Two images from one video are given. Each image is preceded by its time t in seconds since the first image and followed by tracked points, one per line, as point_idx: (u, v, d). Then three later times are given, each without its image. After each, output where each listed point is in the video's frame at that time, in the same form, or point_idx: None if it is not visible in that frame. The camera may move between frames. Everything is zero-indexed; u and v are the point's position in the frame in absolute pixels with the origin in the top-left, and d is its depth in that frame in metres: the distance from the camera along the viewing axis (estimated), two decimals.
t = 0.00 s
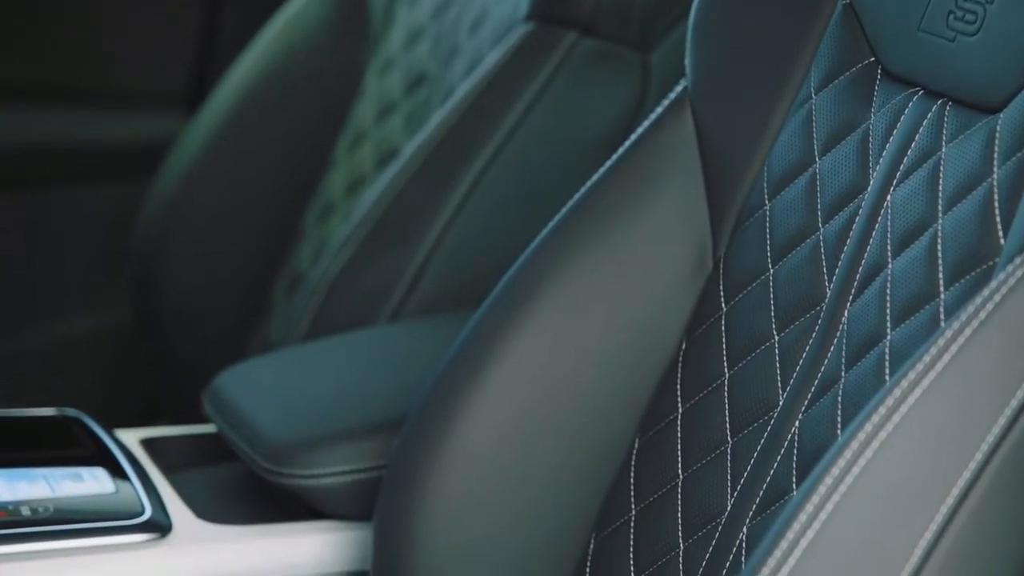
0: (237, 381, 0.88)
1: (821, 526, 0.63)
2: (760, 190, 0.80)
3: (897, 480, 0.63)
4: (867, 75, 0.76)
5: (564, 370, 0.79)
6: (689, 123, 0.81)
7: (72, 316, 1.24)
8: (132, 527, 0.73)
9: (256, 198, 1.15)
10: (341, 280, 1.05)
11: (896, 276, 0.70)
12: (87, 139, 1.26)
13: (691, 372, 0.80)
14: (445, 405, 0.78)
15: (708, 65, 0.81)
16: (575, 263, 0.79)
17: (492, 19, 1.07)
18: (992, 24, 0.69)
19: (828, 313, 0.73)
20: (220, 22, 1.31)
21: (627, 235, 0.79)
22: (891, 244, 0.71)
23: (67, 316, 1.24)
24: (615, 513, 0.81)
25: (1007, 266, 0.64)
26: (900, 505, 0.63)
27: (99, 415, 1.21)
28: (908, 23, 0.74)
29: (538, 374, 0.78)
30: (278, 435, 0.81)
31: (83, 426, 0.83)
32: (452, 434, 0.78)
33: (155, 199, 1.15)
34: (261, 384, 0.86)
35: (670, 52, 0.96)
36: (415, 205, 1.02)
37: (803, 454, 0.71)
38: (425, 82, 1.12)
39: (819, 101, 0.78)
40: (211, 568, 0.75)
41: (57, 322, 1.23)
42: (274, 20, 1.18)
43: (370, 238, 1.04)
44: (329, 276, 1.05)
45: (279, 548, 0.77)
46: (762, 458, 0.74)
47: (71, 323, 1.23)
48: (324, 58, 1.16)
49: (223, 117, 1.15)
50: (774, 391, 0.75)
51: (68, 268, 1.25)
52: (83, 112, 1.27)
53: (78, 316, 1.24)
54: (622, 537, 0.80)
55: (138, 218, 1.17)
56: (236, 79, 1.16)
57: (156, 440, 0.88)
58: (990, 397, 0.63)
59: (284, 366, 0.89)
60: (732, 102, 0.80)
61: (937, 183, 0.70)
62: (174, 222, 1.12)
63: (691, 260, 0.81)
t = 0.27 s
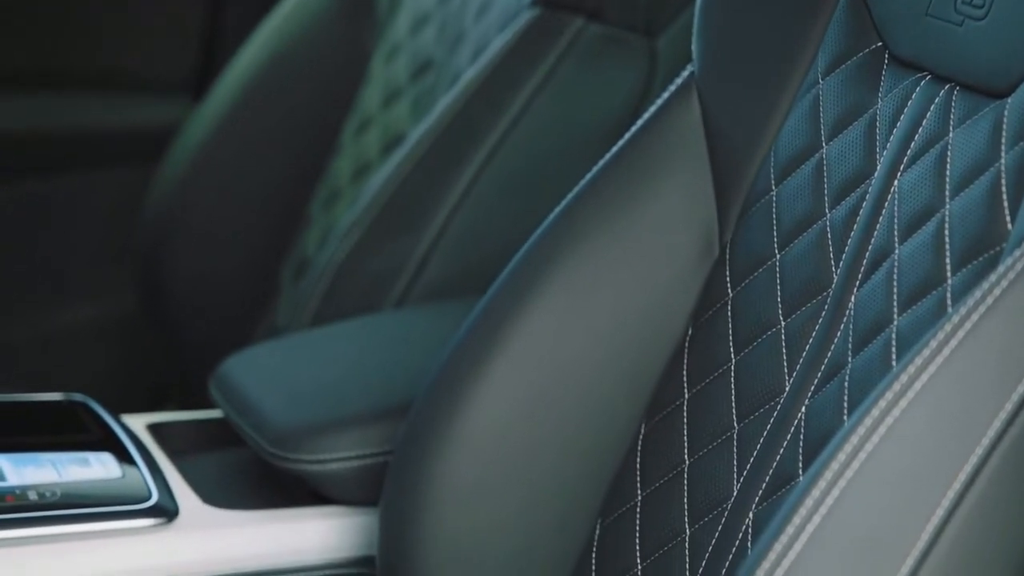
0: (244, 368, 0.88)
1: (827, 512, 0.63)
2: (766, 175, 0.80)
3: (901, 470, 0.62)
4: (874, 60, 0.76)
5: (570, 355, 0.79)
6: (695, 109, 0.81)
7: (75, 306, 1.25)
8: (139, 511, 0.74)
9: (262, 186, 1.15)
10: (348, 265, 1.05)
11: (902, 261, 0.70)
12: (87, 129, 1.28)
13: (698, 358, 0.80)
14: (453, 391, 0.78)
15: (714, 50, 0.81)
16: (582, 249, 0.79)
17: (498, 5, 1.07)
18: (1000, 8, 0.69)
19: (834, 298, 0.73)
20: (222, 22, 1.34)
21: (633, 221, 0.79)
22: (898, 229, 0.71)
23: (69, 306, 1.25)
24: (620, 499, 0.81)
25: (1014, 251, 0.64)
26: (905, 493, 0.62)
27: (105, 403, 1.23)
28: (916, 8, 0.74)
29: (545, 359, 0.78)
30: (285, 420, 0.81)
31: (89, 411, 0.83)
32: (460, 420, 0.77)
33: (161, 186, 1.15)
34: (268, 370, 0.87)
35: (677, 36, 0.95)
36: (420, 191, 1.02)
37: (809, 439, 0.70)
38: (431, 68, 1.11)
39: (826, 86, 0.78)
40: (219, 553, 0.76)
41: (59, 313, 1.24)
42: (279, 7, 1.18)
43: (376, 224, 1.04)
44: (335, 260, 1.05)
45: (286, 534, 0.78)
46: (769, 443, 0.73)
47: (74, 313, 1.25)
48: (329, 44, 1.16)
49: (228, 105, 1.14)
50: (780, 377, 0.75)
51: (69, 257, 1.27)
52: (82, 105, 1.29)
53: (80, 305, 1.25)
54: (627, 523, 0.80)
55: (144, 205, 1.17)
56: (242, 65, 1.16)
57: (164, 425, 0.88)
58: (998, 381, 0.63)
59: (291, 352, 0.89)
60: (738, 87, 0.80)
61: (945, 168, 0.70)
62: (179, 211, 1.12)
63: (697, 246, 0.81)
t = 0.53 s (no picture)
0: (251, 350, 0.88)
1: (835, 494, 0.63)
2: (774, 157, 0.80)
3: (911, 443, 0.63)
4: (883, 41, 0.76)
5: (577, 337, 0.79)
6: (703, 91, 0.81)
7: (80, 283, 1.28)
8: (148, 492, 0.74)
9: (269, 170, 1.15)
10: (354, 246, 1.04)
11: (911, 242, 0.70)
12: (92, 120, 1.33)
13: (705, 340, 0.80)
14: (460, 372, 0.78)
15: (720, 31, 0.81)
16: (590, 230, 0.79)
17: None
18: None
19: (842, 279, 0.73)
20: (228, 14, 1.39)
21: (640, 202, 0.79)
22: (907, 211, 0.71)
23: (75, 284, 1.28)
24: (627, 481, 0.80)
25: None
26: (915, 475, 0.63)
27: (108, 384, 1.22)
28: None
29: (553, 341, 0.78)
30: (292, 402, 0.81)
31: (97, 393, 0.84)
32: (466, 401, 0.77)
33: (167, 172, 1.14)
34: (275, 353, 0.87)
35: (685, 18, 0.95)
36: (429, 171, 1.02)
37: (816, 422, 0.70)
38: (438, 50, 1.11)
39: (834, 68, 0.77)
40: (227, 534, 0.76)
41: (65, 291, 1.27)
42: None
43: (384, 206, 1.03)
44: (342, 242, 1.05)
45: (294, 515, 0.78)
46: (776, 424, 0.73)
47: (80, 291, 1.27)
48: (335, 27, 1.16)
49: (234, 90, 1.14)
50: (788, 358, 0.74)
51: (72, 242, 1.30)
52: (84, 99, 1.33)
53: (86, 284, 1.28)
54: (634, 504, 0.79)
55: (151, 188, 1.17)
56: (248, 49, 1.16)
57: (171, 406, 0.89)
58: (1005, 361, 0.63)
59: (298, 335, 0.89)
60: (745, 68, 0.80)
61: (953, 149, 0.70)
62: (186, 195, 1.11)
63: (705, 227, 0.81)
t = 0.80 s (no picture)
0: (258, 332, 0.88)
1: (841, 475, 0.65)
2: (782, 138, 0.80)
3: (915, 425, 0.64)
4: (891, 22, 0.76)
5: (585, 319, 0.79)
6: (712, 73, 0.80)
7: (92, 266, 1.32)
8: (155, 473, 0.74)
9: (276, 153, 1.16)
10: (360, 229, 1.04)
11: (919, 223, 0.70)
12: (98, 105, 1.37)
13: (713, 321, 0.79)
14: (468, 354, 0.78)
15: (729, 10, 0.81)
16: (598, 211, 0.78)
17: None
18: None
19: (851, 259, 0.73)
20: None
21: (647, 185, 0.79)
22: (915, 192, 0.71)
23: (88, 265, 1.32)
24: (635, 463, 0.80)
25: None
26: (919, 453, 0.64)
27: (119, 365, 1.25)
28: None
29: (561, 323, 0.78)
30: (300, 383, 0.81)
31: (105, 374, 0.84)
32: (473, 382, 0.77)
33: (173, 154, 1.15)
34: (282, 334, 0.87)
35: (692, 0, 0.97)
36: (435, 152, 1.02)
37: (824, 401, 0.69)
38: (445, 32, 1.11)
39: (843, 49, 0.77)
40: (236, 514, 0.76)
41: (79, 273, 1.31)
42: None
43: (392, 187, 1.03)
44: (349, 224, 1.05)
45: (302, 496, 0.79)
46: (784, 406, 0.72)
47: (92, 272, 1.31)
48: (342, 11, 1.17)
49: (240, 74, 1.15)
50: (795, 339, 0.74)
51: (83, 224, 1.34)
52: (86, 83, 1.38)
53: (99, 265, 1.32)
54: (642, 485, 0.79)
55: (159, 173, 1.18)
56: (254, 33, 1.17)
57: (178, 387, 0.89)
58: (1012, 340, 0.64)
59: (305, 316, 0.89)
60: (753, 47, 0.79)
61: (963, 130, 0.69)
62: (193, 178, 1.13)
63: (713, 209, 0.80)
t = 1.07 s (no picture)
0: (265, 316, 0.88)
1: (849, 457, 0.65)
2: (789, 121, 0.79)
3: (920, 411, 0.64)
4: (898, 6, 0.76)
5: (590, 303, 0.79)
6: (719, 57, 0.80)
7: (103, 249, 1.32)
8: (163, 456, 0.75)
9: (282, 136, 1.18)
10: (364, 216, 1.04)
11: (926, 207, 0.69)
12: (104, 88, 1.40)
13: (719, 306, 0.79)
14: (475, 338, 0.78)
15: None
16: (604, 196, 0.78)
17: None
18: None
19: (858, 243, 0.72)
20: None
21: (652, 170, 0.78)
22: (922, 175, 0.71)
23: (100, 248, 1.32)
24: (641, 446, 0.81)
25: None
26: (925, 438, 0.64)
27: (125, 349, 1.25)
28: None
29: (567, 307, 0.78)
30: (306, 368, 0.81)
31: (111, 357, 0.85)
32: (480, 367, 0.77)
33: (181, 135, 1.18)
34: (289, 319, 0.87)
35: None
36: (441, 137, 1.02)
37: (831, 384, 0.69)
38: (450, 17, 1.11)
39: (851, 32, 0.77)
40: (243, 496, 0.76)
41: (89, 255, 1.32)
42: None
43: (397, 175, 1.03)
44: (353, 210, 1.05)
45: (309, 479, 0.79)
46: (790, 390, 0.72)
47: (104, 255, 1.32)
48: None
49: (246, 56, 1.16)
50: (801, 323, 0.74)
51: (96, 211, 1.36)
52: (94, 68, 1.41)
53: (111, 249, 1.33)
54: (647, 470, 0.79)
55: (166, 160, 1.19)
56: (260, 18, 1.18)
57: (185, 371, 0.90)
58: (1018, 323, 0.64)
59: (312, 301, 0.89)
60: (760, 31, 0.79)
61: (970, 114, 0.69)
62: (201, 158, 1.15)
63: (719, 193, 0.80)
